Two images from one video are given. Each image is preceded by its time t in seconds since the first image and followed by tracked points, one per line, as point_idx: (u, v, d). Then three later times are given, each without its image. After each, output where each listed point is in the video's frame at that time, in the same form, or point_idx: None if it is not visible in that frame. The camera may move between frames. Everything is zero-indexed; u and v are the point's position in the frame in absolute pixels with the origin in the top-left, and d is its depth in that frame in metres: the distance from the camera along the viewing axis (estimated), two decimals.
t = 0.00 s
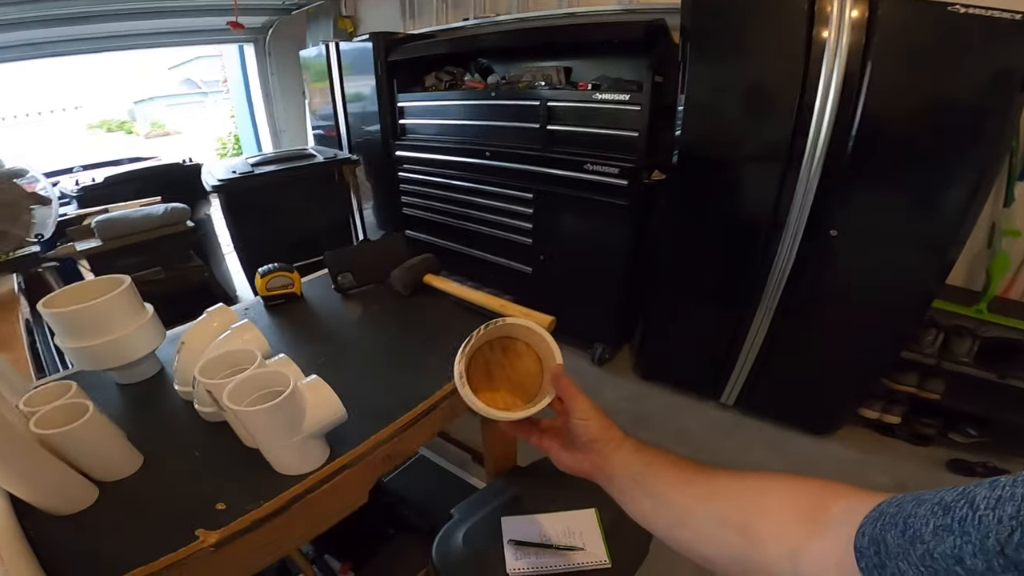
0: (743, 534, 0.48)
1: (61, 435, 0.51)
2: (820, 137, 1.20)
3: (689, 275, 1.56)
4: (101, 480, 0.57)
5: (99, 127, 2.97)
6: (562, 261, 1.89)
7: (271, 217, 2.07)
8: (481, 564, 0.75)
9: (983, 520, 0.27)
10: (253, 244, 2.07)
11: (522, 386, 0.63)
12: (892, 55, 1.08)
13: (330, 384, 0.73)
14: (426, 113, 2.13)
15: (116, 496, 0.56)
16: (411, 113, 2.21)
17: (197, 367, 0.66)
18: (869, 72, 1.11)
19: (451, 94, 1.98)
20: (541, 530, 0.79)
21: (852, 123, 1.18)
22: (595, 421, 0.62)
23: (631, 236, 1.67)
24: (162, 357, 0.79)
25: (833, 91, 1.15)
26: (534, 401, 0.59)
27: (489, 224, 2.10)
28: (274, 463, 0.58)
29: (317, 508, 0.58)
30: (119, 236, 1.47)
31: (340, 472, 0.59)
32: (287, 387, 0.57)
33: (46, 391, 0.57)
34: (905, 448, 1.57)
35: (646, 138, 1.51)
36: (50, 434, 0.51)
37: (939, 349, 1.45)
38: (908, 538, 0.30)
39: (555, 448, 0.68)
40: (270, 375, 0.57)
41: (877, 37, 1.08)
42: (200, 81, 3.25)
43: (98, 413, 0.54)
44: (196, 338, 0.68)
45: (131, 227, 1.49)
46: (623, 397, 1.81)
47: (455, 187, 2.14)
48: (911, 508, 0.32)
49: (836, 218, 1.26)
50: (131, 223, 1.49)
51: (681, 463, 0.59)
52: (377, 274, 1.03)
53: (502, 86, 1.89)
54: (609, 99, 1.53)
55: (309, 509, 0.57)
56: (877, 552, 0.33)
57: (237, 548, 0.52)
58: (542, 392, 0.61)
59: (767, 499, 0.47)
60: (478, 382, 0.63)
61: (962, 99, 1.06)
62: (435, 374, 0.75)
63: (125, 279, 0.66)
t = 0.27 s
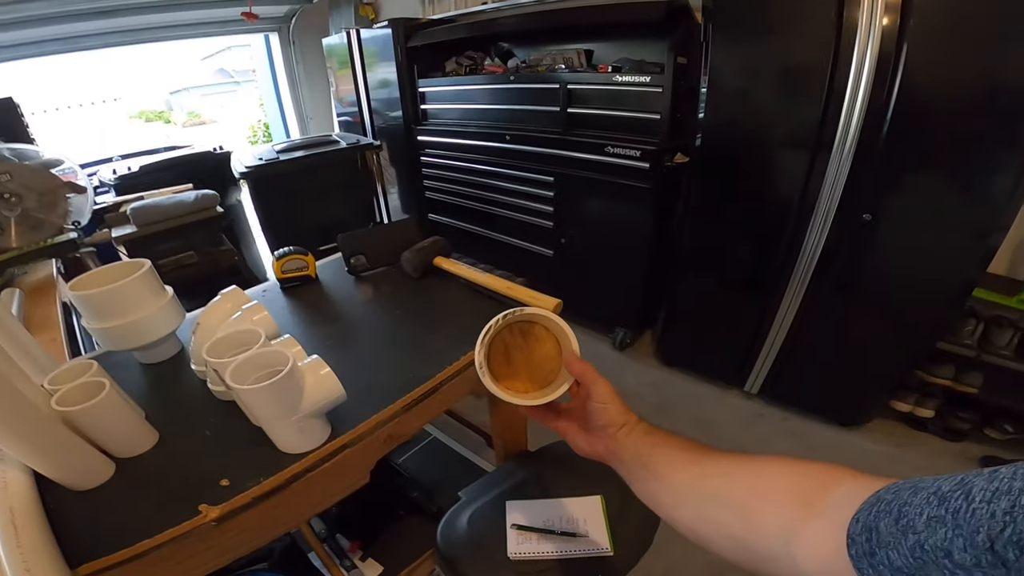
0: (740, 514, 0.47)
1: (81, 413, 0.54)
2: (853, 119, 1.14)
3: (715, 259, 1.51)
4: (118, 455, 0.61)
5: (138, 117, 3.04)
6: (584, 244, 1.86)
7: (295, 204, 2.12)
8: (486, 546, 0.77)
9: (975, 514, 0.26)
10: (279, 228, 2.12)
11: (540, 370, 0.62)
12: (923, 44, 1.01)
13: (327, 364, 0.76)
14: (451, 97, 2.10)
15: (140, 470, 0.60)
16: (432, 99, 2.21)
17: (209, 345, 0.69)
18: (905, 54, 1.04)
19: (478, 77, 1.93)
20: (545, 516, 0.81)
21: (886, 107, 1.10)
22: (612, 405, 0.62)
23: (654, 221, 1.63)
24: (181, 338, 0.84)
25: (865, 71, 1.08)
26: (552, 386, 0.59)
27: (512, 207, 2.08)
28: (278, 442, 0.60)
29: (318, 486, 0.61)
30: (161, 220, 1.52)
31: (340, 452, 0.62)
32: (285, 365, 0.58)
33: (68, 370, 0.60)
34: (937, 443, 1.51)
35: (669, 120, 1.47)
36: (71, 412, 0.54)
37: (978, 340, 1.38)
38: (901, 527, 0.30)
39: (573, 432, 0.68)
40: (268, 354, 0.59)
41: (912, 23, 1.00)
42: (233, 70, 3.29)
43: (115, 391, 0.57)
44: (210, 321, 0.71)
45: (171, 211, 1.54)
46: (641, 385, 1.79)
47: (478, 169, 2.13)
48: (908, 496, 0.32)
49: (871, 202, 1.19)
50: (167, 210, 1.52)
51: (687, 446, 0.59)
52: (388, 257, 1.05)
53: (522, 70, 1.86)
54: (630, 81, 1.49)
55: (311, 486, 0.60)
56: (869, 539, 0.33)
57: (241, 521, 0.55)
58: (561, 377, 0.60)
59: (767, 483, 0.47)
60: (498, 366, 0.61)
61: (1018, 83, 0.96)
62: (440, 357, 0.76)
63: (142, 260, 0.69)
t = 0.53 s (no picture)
0: (726, 514, 0.46)
1: (87, 401, 0.56)
2: (851, 114, 1.14)
3: (716, 254, 1.51)
4: (125, 443, 0.63)
5: (146, 115, 3.04)
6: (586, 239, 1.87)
7: (299, 199, 2.14)
8: (481, 536, 0.78)
9: (951, 522, 0.23)
10: (283, 224, 2.14)
11: (541, 367, 0.62)
12: (929, 38, 1.00)
13: (324, 354, 0.77)
14: (451, 93, 2.12)
15: (144, 457, 0.62)
16: (434, 95, 2.22)
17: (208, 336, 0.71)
18: (904, 48, 1.03)
19: (480, 73, 1.94)
20: (540, 506, 0.82)
21: (885, 101, 1.10)
22: (608, 404, 0.63)
23: (655, 216, 1.63)
24: (185, 330, 0.87)
25: (864, 66, 1.08)
26: (551, 385, 0.60)
27: (516, 203, 2.09)
28: (275, 431, 0.62)
29: (313, 473, 0.62)
30: (163, 216, 1.53)
31: (335, 440, 0.63)
32: (281, 355, 0.60)
33: (74, 360, 0.62)
34: (938, 440, 1.51)
35: (669, 115, 1.48)
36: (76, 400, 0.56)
37: (979, 336, 1.38)
38: (878, 533, 0.28)
39: (569, 428, 0.70)
40: (265, 344, 0.61)
41: (912, 16, 1.00)
42: (240, 67, 3.28)
43: (121, 379, 0.59)
44: (212, 312, 0.73)
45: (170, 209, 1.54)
46: (642, 379, 1.80)
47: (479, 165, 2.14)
48: (890, 501, 0.29)
49: (870, 196, 1.19)
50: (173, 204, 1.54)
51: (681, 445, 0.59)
52: (389, 251, 1.07)
53: (523, 65, 1.87)
54: (630, 77, 1.49)
55: (306, 473, 0.62)
56: (847, 544, 0.30)
57: (238, 507, 0.57)
58: (560, 375, 0.60)
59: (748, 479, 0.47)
60: (498, 364, 0.62)
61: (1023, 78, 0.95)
62: (436, 349, 0.77)
63: (148, 253, 0.71)
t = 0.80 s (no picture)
0: (724, 516, 0.46)
1: (92, 394, 0.57)
2: (854, 112, 1.13)
3: (718, 250, 1.51)
4: (128, 436, 0.63)
5: (148, 111, 3.06)
6: (588, 235, 1.87)
7: (301, 195, 2.14)
8: (483, 530, 0.78)
9: (968, 532, 0.23)
10: (285, 219, 2.15)
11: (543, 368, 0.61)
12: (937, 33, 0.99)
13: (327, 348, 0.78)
14: (454, 89, 2.11)
15: (147, 451, 0.62)
16: (436, 90, 2.22)
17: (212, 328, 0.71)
18: (908, 45, 1.03)
19: (482, 69, 1.94)
20: (539, 501, 0.83)
21: (889, 98, 1.09)
22: (607, 406, 0.64)
23: (657, 211, 1.63)
24: (188, 322, 0.87)
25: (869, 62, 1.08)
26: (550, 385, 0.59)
27: (518, 198, 2.09)
28: (276, 421, 0.63)
29: (315, 465, 0.63)
30: (166, 211, 1.53)
31: (336, 432, 0.64)
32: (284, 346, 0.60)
33: (79, 352, 0.63)
34: (939, 437, 1.51)
35: (672, 111, 1.47)
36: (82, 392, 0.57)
37: (981, 333, 1.38)
38: (886, 542, 0.28)
39: (571, 429, 0.70)
40: (269, 336, 0.61)
41: (916, 13, 1.00)
42: (242, 63, 3.28)
43: (124, 372, 0.59)
44: (216, 304, 0.73)
45: (175, 203, 1.55)
46: (643, 375, 1.80)
47: (482, 160, 2.14)
48: (899, 509, 0.29)
49: (873, 193, 1.18)
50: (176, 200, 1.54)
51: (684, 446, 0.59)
52: (391, 245, 1.07)
53: (525, 61, 1.86)
54: (632, 72, 1.49)
55: (308, 465, 0.62)
56: (854, 552, 0.31)
57: (240, 499, 0.57)
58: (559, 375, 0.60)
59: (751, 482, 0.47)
60: (500, 364, 0.63)
61: None
62: (437, 342, 0.78)
63: (152, 246, 0.71)
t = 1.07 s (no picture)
0: (734, 504, 0.46)
1: (92, 390, 0.56)
2: (858, 110, 1.12)
3: (721, 245, 1.50)
4: (128, 432, 0.63)
5: (149, 106, 3.04)
6: (589, 231, 1.86)
7: (302, 191, 2.14)
8: (484, 526, 0.78)
9: (996, 530, 0.24)
10: (286, 215, 2.14)
11: (546, 343, 0.60)
12: (941, 33, 0.99)
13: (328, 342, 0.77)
14: (455, 84, 2.11)
15: (147, 446, 0.62)
16: (437, 86, 2.21)
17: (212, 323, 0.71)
18: (914, 41, 1.02)
19: (483, 64, 1.93)
20: (541, 497, 0.83)
21: (894, 93, 1.08)
22: (613, 382, 0.61)
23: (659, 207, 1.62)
24: (189, 317, 0.86)
25: (872, 63, 1.07)
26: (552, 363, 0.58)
27: (520, 193, 2.08)
28: (276, 417, 0.62)
29: (315, 462, 0.62)
30: (166, 207, 1.52)
31: (337, 429, 0.63)
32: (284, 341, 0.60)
33: (78, 348, 0.62)
34: (940, 434, 1.51)
35: (674, 107, 1.46)
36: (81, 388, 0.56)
37: (984, 330, 1.37)
38: (905, 538, 0.28)
39: (573, 405, 0.70)
40: (268, 330, 0.61)
41: (922, 10, 0.99)
42: (242, 58, 3.26)
43: (124, 368, 0.59)
44: (216, 299, 0.73)
45: (176, 199, 1.53)
46: (644, 371, 1.80)
47: (483, 155, 2.13)
48: (917, 504, 0.29)
49: (877, 188, 1.17)
50: (177, 195, 1.53)
51: (691, 429, 0.58)
52: (392, 240, 1.06)
53: (527, 56, 1.85)
54: (635, 68, 1.48)
55: (309, 462, 0.62)
56: (869, 547, 0.31)
57: (241, 497, 0.57)
58: (562, 353, 0.59)
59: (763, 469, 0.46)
60: (501, 337, 0.62)
61: None
62: (439, 336, 0.77)
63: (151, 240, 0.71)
